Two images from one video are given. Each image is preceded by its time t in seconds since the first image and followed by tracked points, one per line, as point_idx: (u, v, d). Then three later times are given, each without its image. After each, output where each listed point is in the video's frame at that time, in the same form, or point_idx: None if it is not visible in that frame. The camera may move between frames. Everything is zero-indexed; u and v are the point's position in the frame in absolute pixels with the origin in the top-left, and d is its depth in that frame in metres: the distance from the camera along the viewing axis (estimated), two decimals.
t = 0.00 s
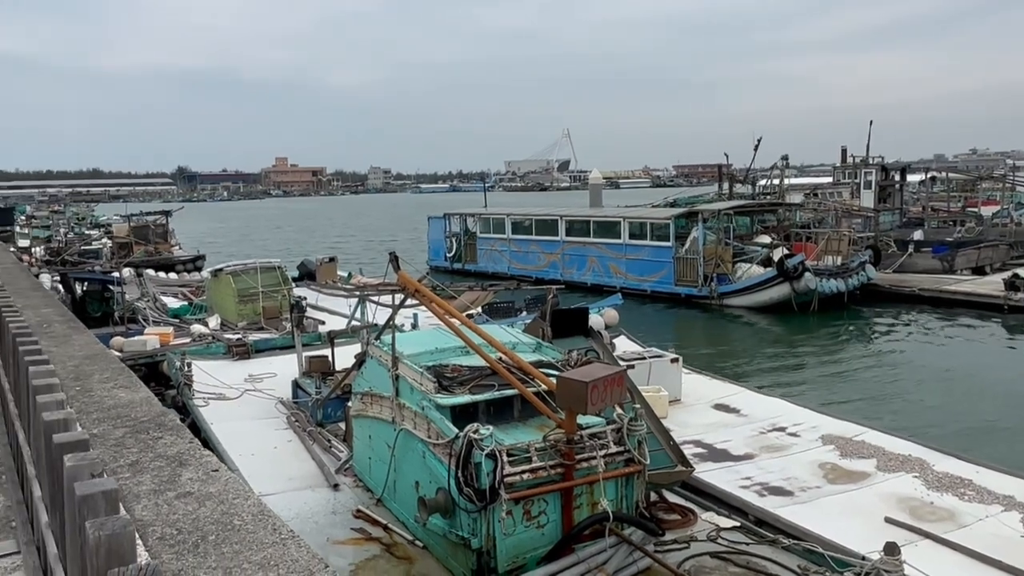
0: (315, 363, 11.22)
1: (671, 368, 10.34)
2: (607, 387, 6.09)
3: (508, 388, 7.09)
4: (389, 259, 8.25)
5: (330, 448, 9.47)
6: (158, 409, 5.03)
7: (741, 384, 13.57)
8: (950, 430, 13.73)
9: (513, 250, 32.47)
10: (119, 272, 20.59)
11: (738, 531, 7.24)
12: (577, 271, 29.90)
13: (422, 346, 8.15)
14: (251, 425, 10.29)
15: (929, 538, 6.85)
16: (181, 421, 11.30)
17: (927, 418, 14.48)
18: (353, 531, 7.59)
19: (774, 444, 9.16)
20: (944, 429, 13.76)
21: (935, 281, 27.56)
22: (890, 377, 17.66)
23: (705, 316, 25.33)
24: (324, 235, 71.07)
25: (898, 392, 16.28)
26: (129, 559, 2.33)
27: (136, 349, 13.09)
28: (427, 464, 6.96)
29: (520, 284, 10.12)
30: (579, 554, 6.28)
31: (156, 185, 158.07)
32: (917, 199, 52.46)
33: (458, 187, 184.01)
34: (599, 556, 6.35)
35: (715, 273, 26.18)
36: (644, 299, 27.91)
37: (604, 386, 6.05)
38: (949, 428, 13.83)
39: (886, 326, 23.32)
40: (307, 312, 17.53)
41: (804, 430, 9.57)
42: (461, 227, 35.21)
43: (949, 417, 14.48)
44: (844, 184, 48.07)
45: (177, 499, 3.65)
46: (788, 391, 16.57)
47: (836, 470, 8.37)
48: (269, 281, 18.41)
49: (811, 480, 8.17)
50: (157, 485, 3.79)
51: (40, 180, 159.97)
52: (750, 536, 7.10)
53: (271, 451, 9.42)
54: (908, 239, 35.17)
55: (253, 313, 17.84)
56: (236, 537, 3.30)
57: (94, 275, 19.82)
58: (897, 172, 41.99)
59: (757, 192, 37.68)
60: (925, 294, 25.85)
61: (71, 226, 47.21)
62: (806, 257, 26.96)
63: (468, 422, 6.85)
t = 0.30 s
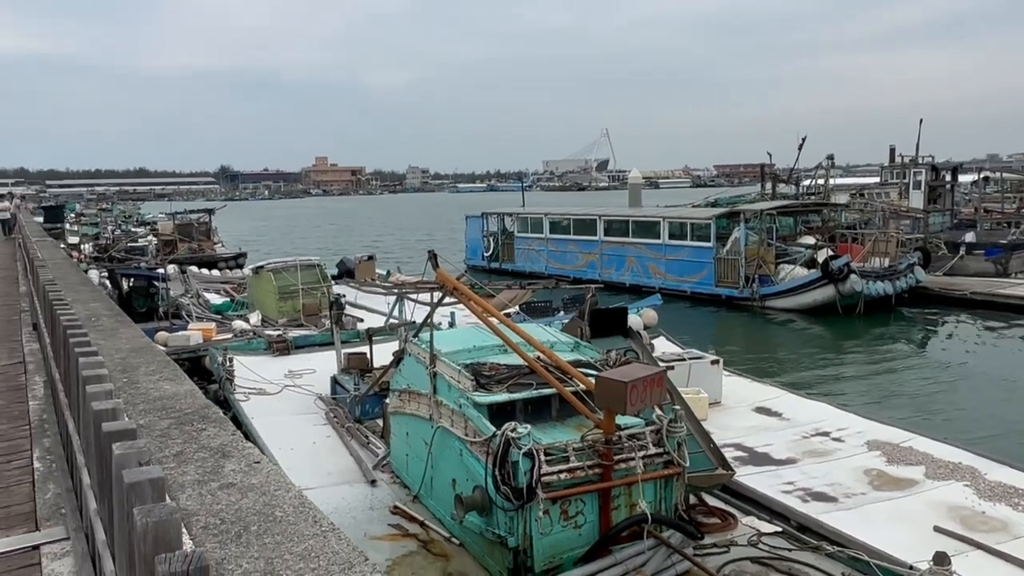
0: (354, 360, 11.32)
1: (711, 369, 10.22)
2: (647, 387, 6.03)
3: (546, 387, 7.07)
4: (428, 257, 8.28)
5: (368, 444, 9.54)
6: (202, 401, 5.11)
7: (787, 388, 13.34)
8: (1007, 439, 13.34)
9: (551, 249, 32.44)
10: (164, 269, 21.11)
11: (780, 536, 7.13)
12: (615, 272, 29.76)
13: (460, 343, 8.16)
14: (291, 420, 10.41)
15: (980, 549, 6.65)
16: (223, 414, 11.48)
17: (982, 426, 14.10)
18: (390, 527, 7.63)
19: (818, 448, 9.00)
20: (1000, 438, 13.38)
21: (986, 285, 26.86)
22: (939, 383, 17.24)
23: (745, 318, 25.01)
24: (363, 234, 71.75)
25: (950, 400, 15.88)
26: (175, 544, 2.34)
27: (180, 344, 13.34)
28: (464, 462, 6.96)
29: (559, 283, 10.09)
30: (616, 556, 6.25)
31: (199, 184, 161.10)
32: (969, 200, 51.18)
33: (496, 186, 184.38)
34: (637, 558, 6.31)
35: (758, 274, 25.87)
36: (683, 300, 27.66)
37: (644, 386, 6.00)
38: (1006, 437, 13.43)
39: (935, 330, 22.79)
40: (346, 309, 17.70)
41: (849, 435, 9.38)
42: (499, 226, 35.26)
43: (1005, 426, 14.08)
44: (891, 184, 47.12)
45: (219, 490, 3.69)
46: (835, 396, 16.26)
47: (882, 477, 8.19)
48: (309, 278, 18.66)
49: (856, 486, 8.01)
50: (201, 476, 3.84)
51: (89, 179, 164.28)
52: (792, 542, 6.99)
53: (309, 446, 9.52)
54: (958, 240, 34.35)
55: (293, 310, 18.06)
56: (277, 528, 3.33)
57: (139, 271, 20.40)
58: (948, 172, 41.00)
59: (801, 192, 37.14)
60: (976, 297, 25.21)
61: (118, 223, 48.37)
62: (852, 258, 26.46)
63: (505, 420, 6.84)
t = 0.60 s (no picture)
0: (393, 358, 11.39)
1: (753, 371, 10.07)
2: (689, 388, 5.96)
3: (585, 386, 7.02)
4: (467, 255, 8.27)
5: (406, 442, 9.59)
6: (245, 395, 5.17)
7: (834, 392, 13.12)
8: None
9: (589, 249, 32.30)
10: (208, 266, 21.45)
11: (825, 542, 6.99)
12: (655, 272, 29.53)
13: (498, 342, 8.14)
14: (330, 417, 10.51)
15: None
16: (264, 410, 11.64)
17: None
18: (428, 524, 7.65)
19: (865, 454, 8.81)
20: None
21: None
22: (991, 389, 16.80)
23: (788, 320, 24.64)
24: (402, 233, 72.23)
25: (1004, 407, 15.46)
26: (221, 534, 2.36)
27: (223, 341, 13.56)
28: (502, 461, 6.94)
29: (599, 282, 10.04)
30: (656, 559, 6.19)
31: (242, 184, 163.81)
32: None
33: (534, 187, 184.37)
34: (677, 562, 6.24)
35: (802, 275, 25.51)
36: (724, 301, 27.34)
37: (686, 386, 5.92)
38: None
39: (987, 334, 22.20)
40: (385, 307, 17.83)
41: (897, 440, 9.17)
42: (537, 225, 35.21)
43: None
44: (942, 184, 46.03)
45: (263, 483, 3.72)
46: (883, 401, 15.94)
47: (933, 484, 7.98)
48: (349, 276, 18.83)
49: (905, 493, 7.82)
50: (245, 469, 3.88)
51: (136, 179, 168.10)
52: (838, 549, 6.85)
53: (348, 442, 9.59)
54: (1013, 241, 33.42)
55: (332, 308, 18.26)
56: (319, 521, 3.34)
57: (184, 269, 20.77)
58: (1003, 171, 39.91)
59: (847, 193, 36.48)
60: None
61: (163, 222, 49.40)
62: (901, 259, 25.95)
63: (543, 420, 6.80)
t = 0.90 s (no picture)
0: (431, 357, 11.41)
1: (797, 374, 9.87)
2: (732, 389, 5.85)
3: (625, 386, 6.95)
4: (505, 253, 8.24)
5: (443, 441, 9.61)
6: (287, 391, 5.21)
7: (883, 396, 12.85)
8: None
9: (628, 249, 32.06)
10: (250, 265, 21.77)
11: (873, 549, 6.81)
12: (696, 273, 29.22)
13: (537, 342, 8.10)
14: (368, 415, 10.57)
15: None
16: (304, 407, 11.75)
17: None
18: (465, 523, 7.64)
19: (915, 459, 8.58)
20: None
21: None
22: None
23: (834, 321, 24.22)
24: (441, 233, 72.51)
25: None
26: (266, 524, 2.35)
27: (264, 338, 13.73)
28: (540, 461, 6.90)
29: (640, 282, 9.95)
30: (697, 562, 6.10)
31: (283, 185, 166.04)
32: None
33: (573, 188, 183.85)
34: (719, 566, 6.11)
35: (849, 276, 25.05)
36: (768, 302, 26.92)
37: (729, 388, 5.82)
38: None
39: None
40: (423, 306, 17.89)
41: (949, 446, 8.92)
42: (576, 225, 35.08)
43: None
44: (997, 183, 44.76)
45: (304, 477, 3.73)
46: (936, 407, 15.55)
47: (987, 492, 7.74)
48: (388, 276, 18.95)
49: (957, 500, 7.60)
50: (287, 463, 3.90)
51: (180, 180, 171.52)
52: (887, 556, 6.67)
53: (387, 440, 9.64)
54: None
55: (371, 307, 18.39)
56: (360, 516, 3.34)
57: (227, 268, 21.14)
58: None
59: (896, 192, 35.72)
60: None
61: (207, 222, 50.28)
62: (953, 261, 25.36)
63: (582, 420, 6.75)
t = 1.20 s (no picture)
0: (469, 356, 11.41)
1: (845, 377, 9.66)
2: (777, 392, 5.73)
3: (667, 388, 6.86)
4: (545, 253, 8.18)
5: (481, 441, 9.63)
6: (328, 387, 5.23)
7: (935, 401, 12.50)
8: None
9: (669, 250, 31.74)
10: (291, 265, 22.04)
11: (924, 559, 6.64)
12: (739, 274, 28.84)
13: (577, 342, 8.04)
14: (407, 414, 10.60)
15: None
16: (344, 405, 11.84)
17: None
18: (504, 523, 7.61)
19: (968, 467, 8.33)
20: None
21: None
22: None
23: (884, 324, 23.73)
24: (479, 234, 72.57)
25: None
26: (310, 518, 2.34)
27: (305, 337, 13.86)
28: (580, 462, 6.84)
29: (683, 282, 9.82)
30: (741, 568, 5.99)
31: (324, 186, 167.81)
32: None
33: (611, 188, 182.85)
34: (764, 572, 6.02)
35: (899, 277, 24.48)
36: (813, 304, 26.43)
37: (774, 390, 5.70)
38: None
39: None
40: (462, 307, 17.92)
41: (1005, 454, 8.64)
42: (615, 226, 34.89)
43: None
44: None
45: (346, 473, 3.73)
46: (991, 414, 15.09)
47: None
48: (426, 276, 19.03)
49: (1014, 511, 7.35)
50: (329, 458, 3.91)
51: (224, 182, 174.52)
52: (939, 567, 6.49)
53: (425, 439, 9.66)
54: None
55: (410, 307, 18.48)
56: (401, 512, 3.32)
57: (269, 268, 21.52)
58: None
59: (948, 192, 34.78)
60: None
61: (249, 223, 50.98)
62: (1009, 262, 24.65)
63: (624, 421, 6.67)
